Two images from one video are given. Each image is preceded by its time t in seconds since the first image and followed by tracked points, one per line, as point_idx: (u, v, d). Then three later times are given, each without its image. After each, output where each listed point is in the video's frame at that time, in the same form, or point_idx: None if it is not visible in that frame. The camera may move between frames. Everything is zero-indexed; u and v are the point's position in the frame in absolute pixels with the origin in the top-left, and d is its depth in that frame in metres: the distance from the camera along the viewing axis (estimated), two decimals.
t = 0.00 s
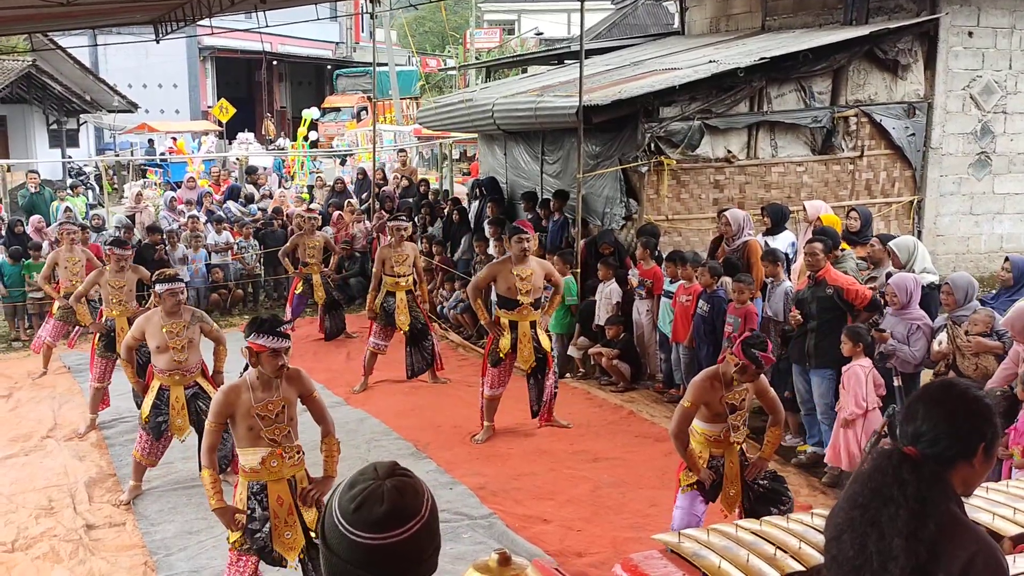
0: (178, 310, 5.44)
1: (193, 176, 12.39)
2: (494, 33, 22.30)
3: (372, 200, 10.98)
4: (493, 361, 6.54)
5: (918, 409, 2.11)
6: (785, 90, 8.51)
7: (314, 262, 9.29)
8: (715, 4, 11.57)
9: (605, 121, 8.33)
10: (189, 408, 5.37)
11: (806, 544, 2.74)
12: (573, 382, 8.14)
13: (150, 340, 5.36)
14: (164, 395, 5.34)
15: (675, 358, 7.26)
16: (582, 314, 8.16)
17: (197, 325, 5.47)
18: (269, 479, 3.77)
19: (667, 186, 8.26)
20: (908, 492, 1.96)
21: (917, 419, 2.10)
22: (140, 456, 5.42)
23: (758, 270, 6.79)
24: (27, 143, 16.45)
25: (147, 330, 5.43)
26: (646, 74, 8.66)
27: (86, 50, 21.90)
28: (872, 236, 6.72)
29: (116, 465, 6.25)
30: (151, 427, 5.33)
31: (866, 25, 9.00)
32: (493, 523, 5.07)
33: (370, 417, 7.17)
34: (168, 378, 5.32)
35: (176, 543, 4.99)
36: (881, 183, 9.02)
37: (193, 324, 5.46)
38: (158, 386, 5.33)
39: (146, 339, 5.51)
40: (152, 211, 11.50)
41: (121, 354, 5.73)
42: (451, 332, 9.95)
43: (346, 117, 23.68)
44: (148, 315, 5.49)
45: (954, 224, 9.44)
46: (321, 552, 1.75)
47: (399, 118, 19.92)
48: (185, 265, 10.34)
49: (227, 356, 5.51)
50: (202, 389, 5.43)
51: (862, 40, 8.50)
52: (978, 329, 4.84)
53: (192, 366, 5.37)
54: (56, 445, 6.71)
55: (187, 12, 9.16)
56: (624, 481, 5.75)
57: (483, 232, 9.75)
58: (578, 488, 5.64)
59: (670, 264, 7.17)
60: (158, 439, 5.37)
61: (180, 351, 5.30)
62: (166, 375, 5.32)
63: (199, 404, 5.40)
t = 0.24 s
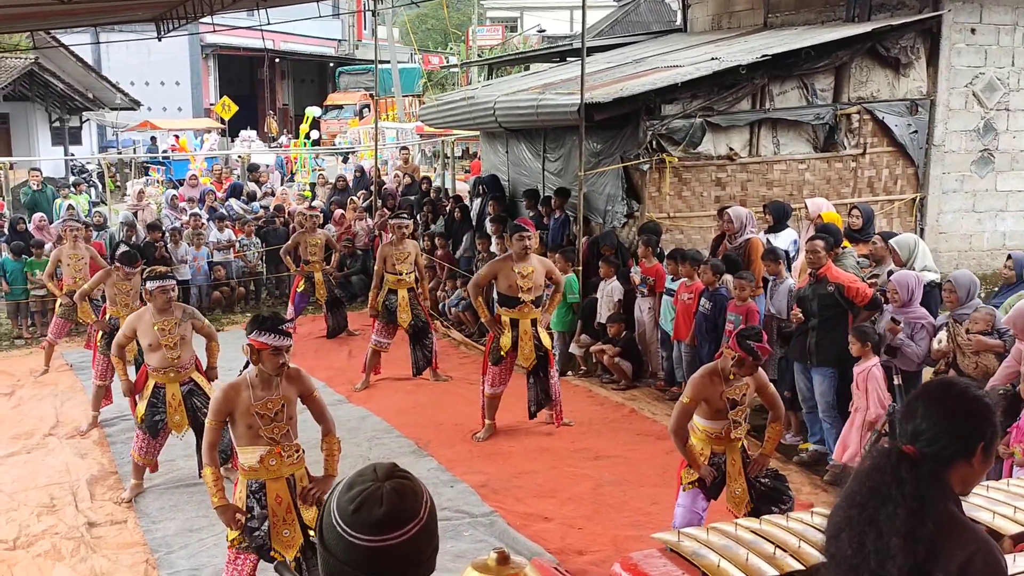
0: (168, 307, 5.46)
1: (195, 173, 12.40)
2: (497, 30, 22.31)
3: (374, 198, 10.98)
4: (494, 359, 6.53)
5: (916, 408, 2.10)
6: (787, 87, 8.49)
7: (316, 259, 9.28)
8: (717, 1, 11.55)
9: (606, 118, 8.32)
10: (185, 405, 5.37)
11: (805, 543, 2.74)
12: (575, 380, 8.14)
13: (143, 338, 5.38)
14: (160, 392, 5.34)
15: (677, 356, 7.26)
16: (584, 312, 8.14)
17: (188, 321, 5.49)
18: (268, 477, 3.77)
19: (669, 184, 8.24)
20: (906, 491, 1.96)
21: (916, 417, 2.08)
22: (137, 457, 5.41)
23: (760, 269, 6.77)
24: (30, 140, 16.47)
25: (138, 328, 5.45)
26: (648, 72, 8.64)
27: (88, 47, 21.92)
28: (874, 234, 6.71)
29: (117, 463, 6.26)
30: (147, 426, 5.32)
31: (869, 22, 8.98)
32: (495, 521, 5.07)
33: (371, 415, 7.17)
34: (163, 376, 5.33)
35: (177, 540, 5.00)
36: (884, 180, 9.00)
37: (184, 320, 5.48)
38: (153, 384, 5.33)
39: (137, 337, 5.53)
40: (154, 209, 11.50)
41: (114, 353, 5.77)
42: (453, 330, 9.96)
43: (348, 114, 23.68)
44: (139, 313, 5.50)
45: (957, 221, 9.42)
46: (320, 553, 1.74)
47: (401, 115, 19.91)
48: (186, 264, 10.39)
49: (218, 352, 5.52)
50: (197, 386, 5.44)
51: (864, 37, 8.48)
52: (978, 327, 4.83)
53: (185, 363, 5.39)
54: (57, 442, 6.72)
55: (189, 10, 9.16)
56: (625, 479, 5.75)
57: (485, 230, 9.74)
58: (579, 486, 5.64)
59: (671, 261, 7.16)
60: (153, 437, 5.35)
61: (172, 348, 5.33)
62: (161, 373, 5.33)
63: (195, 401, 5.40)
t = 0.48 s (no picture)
0: (167, 307, 5.45)
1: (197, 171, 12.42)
2: (499, 28, 22.30)
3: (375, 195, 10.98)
4: (495, 357, 6.53)
5: (917, 407, 2.09)
6: (789, 85, 8.49)
7: (317, 257, 9.28)
8: None
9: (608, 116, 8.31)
10: (186, 405, 5.40)
11: (804, 542, 2.74)
12: (576, 378, 8.14)
13: (143, 338, 5.39)
14: (161, 392, 5.36)
15: (678, 354, 7.26)
16: (586, 310, 8.14)
17: (188, 320, 5.49)
18: (268, 476, 3.77)
19: (671, 181, 8.22)
20: (906, 491, 1.96)
21: (917, 417, 2.08)
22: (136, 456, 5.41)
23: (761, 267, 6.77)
24: (33, 138, 16.48)
25: (138, 328, 5.44)
26: (650, 69, 8.63)
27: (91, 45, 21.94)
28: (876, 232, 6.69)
29: (119, 460, 6.27)
30: (147, 425, 5.32)
31: (871, 20, 8.96)
32: (496, 519, 5.07)
33: (373, 413, 7.18)
34: (164, 376, 5.34)
35: (179, 538, 5.01)
36: (886, 178, 8.98)
37: (184, 319, 5.48)
38: (154, 383, 5.34)
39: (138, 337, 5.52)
40: (156, 206, 11.51)
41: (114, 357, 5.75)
42: (454, 328, 9.97)
43: (351, 112, 23.69)
44: (139, 313, 5.50)
45: (959, 219, 9.40)
46: (316, 553, 1.74)
47: (403, 112, 19.91)
48: (190, 262, 10.39)
49: (218, 350, 5.53)
50: (198, 386, 5.47)
51: (866, 35, 8.46)
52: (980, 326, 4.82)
53: (185, 362, 5.40)
54: (60, 440, 6.74)
55: (190, 7, 9.16)
56: (626, 477, 5.75)
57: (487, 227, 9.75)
58: (580, 484, 5.64)
59: (672, 259, 7.16)
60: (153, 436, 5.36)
61: (170, 348, 5.33)
62: (161, 373, 5.34)
63: (196, 400, 5.44)
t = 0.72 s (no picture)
0: (175, 304, 5.46)
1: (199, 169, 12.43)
2: (501, 25, 22.30)
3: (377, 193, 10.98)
4: (495, 356, 6.53)
5: (916, 407, 2.10)
6: (790, 82, 8.47)
7: (318, 255, 9.28)
8: None
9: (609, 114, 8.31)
10: (190, 403, 5.40)
11: (801, 540, 2.75)
12: (577, 376, 8.15)
13: (150, 335, 5.40)
14: (165, 390, 5.36)
15: (679, 352, 7.26)
16: (587, 308, 8.14)
17: (196, 318, 5.49)
18: (269, 474, 3.78)
19: (671, 179, 8.22)
20: (903, 489, 1.96)
21: (915, 416, 2.08)
22: (139, 454, 5.47)
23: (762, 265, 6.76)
24: (35, 136, 16.50)
25: (145, 325, 5.46)
26: (651, 67, 8.62)
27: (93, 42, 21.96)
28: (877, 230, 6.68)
29: (120, 458, 6.29)
30: (150, 422, 5.35)
31: (873, 17, 8.94)
32: (496, 517, 5.08)
33: (374, 411, 7.19)
34: (169, 373, 5.34)
35: (179, 536, 5.02)
36: (887, 175, 8.95)
37: (192, 317, 5.48)
38: (158, 381, 5.36)
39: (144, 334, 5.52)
40: (158, 204, 11.53)
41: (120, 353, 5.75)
42: (455, 326, 9.97)
43: (352, 110, 23.69)
44: (146, 310, 5.52)
45: (960, 217, 9.39)
46: (309, 555, 1.75)
47: (405, 110, 19.92)
48: (192, 260, 10.40)
49: (225, 349, 5.51)
50: (202, 384, 5.46)
51: (868, 32, 8.43)
52: (980, 323, 4.81)
53: (191, 360, 5.40)
54: (61, 438, 6.75)
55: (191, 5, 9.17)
56: (626, 475, 5.75)
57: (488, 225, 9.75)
58: (581, 482, 5.64)
59: (673, 257, 7.16)
60: (157, 433, 5.41)
61: (181, 345, 5.35)
62: (166, 370, 5.35)
63: (200, 399, 5.43)
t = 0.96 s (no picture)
0: (175, 303, 5.46)
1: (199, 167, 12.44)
2: (502, 24, 22.31)
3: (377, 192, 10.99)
4: (495, 355, 6.54)
5: (906, 406, 2.10)
6: (790, 81, 8.47)
7: (318, 254, 9.28)
8: None
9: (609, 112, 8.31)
10: (189, 402, 5.41)
11: (796, 539, 2.76)
12: (578, 374, 8.15)
13: (150, 333, 5.39)
14: (164, 388, 5.38)
15: (679, 350, 7.26)
16: (587, 307, 8.14)
17: (195, 317, 5.48)
18: (269, 473, 3.78)
19: (671, 178, 8.20)
20: (894, 489, 1.97)
21: (906, 415, 2.08)
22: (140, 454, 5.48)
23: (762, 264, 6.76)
24: (36, 135, 16.52)
25: (144, 323, 5.44)
26: (651, 65, 8.61)
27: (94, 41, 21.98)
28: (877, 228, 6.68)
29: (120, 457, 6.30)
30: (151, 421, 5.37)
31: (873, 15, 8.94)
32: (495, 516, 5.08)
33: (373, 409, 7.20)
34: (168, 373, 5.35)
35: (179, 535, 5.03)
36: (887, 174, 8.94)
37: (192, 316, 5.47)
38: (158, 381, 5.37)
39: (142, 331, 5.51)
40: (159, 203, 11.54)
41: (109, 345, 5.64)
42: (456, 324, 9.98)
43: (354, 108, 23.70)
44: (146, 308, 5.50)
45: (960, 215, 9.39)
46: (302, 554, 1.76)
47: (406, 109, 19.93)
48: (193, 258, 10.42)
49: (225, 347, 5.51)
50: (201, 383, 5.48)
51: (868, 30, 8.43)
52: (980, 322, 4.81)
53: (191, 359, 5.41)
54: (61, 437, 6.77)
55: (192, 4, 9.18)
56: (626, 474, 5.75)
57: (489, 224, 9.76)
58: (580, 481, 5.65)
59: (672, 255, 7.17)
60: (157, 432, 5.42)
61: (180, 344, 5.36)
62: (166, 369, 5.35)
63: (199, 398, 5.45)
